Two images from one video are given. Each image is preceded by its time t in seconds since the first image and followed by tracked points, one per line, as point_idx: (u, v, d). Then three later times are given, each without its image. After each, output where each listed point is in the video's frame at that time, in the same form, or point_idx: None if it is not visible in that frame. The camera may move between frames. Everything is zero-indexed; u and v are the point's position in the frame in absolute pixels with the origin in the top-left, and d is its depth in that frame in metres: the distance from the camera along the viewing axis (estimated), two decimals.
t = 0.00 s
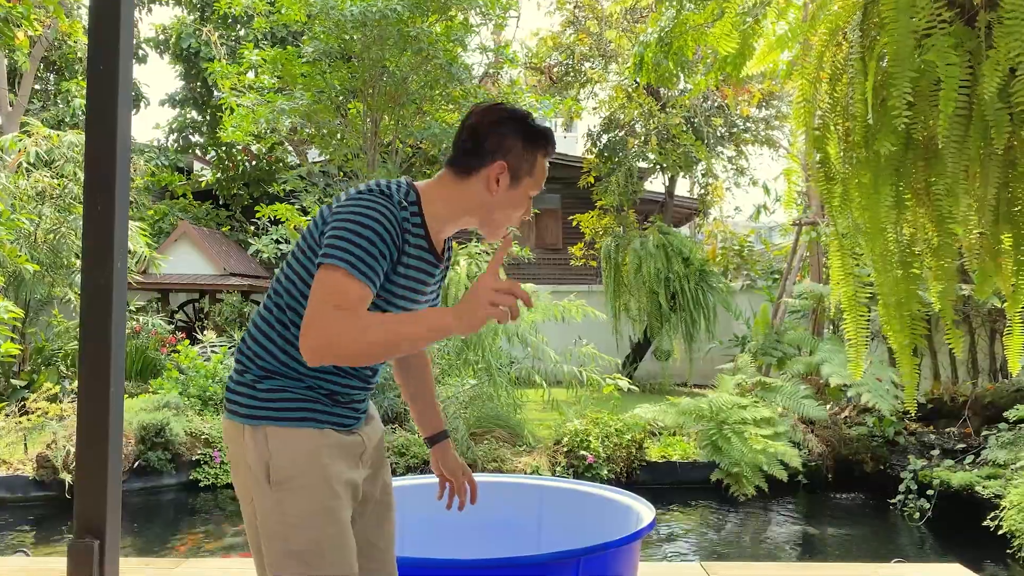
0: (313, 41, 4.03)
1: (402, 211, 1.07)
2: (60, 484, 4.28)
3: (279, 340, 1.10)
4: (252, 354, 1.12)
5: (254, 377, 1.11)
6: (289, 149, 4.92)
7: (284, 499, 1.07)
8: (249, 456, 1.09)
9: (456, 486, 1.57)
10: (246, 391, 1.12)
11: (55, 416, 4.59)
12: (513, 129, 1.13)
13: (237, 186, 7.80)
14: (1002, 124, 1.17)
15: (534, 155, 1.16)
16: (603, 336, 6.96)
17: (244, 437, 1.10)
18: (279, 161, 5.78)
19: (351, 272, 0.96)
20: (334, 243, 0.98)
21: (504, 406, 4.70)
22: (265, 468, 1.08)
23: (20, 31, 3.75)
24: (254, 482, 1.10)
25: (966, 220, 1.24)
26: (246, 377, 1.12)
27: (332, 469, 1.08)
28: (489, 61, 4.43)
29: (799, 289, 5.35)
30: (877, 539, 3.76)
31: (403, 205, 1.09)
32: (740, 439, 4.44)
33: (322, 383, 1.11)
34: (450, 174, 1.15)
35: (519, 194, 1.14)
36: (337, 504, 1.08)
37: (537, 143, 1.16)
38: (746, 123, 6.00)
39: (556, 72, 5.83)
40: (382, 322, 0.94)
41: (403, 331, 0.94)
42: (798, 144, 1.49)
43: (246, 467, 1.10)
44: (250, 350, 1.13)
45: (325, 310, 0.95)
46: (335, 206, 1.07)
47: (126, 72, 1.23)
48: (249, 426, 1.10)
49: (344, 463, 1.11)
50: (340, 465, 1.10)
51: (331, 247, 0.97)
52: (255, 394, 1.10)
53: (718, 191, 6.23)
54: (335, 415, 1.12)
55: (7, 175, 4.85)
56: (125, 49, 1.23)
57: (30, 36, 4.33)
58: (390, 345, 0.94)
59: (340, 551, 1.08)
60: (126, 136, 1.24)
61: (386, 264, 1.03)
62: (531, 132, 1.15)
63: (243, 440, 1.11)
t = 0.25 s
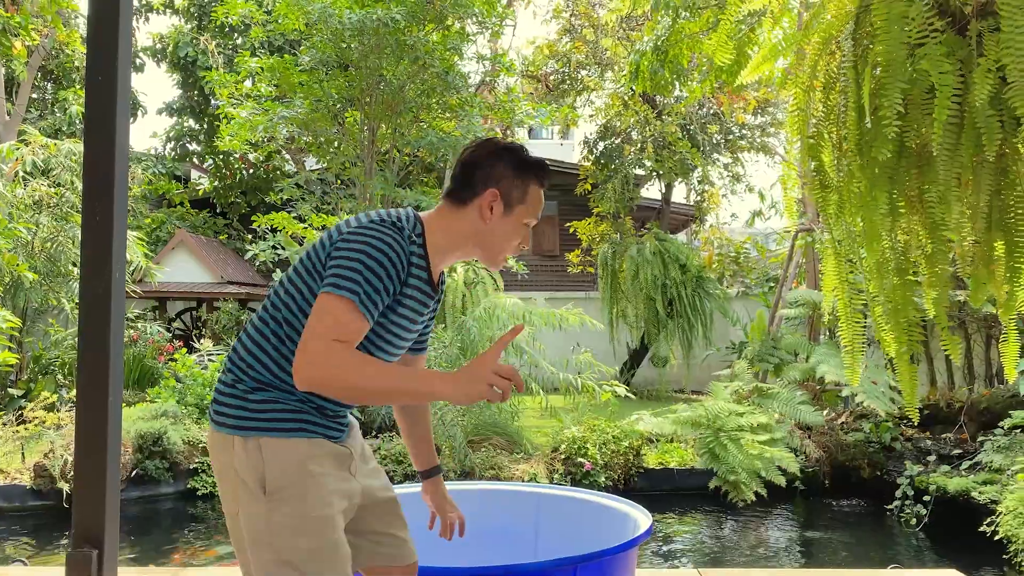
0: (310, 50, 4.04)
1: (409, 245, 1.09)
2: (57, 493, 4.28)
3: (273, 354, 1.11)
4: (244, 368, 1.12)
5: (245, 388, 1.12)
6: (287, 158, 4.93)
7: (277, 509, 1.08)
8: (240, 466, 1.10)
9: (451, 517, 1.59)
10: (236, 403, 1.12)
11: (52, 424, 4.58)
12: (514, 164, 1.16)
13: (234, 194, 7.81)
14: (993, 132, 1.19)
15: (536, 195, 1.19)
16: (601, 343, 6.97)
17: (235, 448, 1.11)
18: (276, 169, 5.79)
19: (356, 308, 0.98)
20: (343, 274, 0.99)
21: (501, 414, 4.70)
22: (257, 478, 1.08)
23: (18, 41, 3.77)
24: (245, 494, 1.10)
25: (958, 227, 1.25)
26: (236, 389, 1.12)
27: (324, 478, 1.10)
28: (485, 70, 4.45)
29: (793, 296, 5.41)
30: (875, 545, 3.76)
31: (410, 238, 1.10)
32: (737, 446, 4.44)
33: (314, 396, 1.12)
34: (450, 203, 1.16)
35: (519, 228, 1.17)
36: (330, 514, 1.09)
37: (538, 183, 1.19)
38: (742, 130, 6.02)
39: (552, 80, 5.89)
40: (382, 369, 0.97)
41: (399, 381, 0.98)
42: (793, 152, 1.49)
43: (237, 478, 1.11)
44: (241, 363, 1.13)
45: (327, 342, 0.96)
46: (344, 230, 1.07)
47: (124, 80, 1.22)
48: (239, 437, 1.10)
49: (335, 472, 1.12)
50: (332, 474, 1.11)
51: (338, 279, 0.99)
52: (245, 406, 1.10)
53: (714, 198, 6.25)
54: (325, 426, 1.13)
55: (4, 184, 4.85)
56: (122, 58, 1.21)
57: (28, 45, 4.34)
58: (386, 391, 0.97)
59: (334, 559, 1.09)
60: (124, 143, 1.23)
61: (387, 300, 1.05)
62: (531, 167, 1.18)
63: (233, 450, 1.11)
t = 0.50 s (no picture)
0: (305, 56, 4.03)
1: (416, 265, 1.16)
2: (53, 500, 4.27)
3: (271, 356, 1.17)
4: (246, 368, 1.18)
5: (243, 384, 1.17)
6: (283, 164, 4.93)
7: (263, 500, 1.11)
8: (232, 457, 1.14)
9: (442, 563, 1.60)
10: (233, 400, 1.17)
11: (48, 431, 4.57)
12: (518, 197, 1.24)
13: (231, 200, 7.81)
14: (987, 135, 1.19)
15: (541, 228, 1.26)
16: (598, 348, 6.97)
17: (226, 441, 1.16)
18: (273, 176, 5.79)
19: (356, 310, 1.03)
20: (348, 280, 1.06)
21: (498, 419, 4.71)
22: (247, 469, 1.13)
23: (15, 48, 3.77)
24: (233, 485, 1.14)
25: (953, 230, 1.26)
26: (234, 386, 1.18)
27: (310, 476, 1.14)
28: (481, 75, 4.46)
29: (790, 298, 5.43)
30: (872, 549, 3.76)
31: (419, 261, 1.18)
32: (734, 450, 4.44)
33: (307, 399, 1.17)
34: (461, 237, 1.26)
35: (522, 254, 1.23)
36: (314, 510, 1.13)
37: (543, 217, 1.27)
38: (738, 135, 6.04)
39: (548, 86, 5.90)
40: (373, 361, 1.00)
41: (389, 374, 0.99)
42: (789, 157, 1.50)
43: (226, 470, 1.15)
44: (242, 363, 1.19)
45: (325, 338, 1.01)
46: (358, 248, 1.16)
47: (120, 87, 1.22)
48: (231, 431, 1.16)
49: (322, 472, 1.17)
50: (318, 474, 1.16)
51: (343, 283, 1.05)
52: (241, 402, 1.16)
53: (711, 203, 6.26)
54: (314, 428, 1.18)
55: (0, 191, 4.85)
56: (118, 64, 1.21)
57: (24, 52, 4.34)
58: (376, 384, 0.99)
59: (315, 556, 1.12)
60: (121, 150, 1.23)
61: (390, 310, 1.10)
62: (535, 201, 1.26)
63: (225, 443, 1.16)
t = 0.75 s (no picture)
0: (303, 62, 4.04)
1: (422, 293, 1.22)
2: (50, 507, 4.25)
3: (278, 365, 1.24)
4: (256, 375, 1.26)
5: (252, 389, 1.25)
6: (281, 170, 4.93)
7: (263, 501, 1.20)
8: (237, 453, 1.23)
9: None
10: (243, 403, 1.25)
11: (46, 438, 4.56)
12: (522, 230, 1.27)
13: (228, 206, 7.81)
14: (981, 140, 1.19)
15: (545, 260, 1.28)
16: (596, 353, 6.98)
17: (234, 440, 1.24)
18: (270, 182, 5.79)
19: (362, 331, 1.10)
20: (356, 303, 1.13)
21: (496, 424, 4.71)
22: (248, 467, 1.21)
23: (13, 54, 3.77)
24: (238, 481, 1.24)
25: (949, 234, 1.26)
26: (244, 390, 1.26)
27: (309, 479, 1.22)
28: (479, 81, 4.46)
29: (788, 302, 5.42)
30: (870, 553, 3.76)
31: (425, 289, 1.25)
32: (731, 455, 4.45)
33: (310, 409, 1.24)
34: (470, 269, 1.31)
35: (522, 285, 1.25)
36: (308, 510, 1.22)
37: (548, 249, 1.28)
38: (735, 140, 6.05)
39: (546, 92, 5.92)
40: (375, 375, 1.05)
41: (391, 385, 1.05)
42: (786, 161, 1.51)
43: (233, 466, 1.24)
44: (254, 369, 1.26)
45: (331, 355, 1.08)
46: (369, 274, 1.22)
47: (118, 94, 1.23)
48: (238, 430, 1.24)
49: (322, 475, 1.24)
50: (318, 476, 1.23)
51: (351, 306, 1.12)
52: (248, 407, 1.24)
53: (707, 208, 6.27)
54: (316, 434, 1.25)
55: None
56: (116, 71, 1.22)
57: (22, 58, 4.34)
58: (378, 395, 1.05)
59: (311, 553, 1.22)
60: (119, 156, 1.23)
61: (395, 333, 1.16)
62: (539, 233, 1.28)
63: (233, 442, 1.25)
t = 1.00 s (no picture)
0: (300, 67, 4.04)
1: (423, 307, 1.23)
2: (47, 513, 4.24)
3: (283, 371, 1.29)
4: (263, 382, 1.31)
5: (258, 394, 1.31)
6: (278, 174, 4.93)
7: (264, 500, 1.25)
8: (243, 454, 1.29)
9: None
10: (250, 407, 1.31)
11: (42, 444, 4.55)
12: (522, 245, 1.28)
13: (225, 211, 7.81)
14: (977, 143, 1.19)
15: (544, 274, 1.29)
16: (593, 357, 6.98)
17: (239, 441, 1.30)
18: (267, 187, 5.80)
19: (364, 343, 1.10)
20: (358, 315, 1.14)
21: (494, 429, 4.71)
22: (252, 467, 1.26)
23: (9, 59, 3.77)
24: (242, 480, 1.29)
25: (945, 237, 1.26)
26: (251, 395, 1.32)
27: (308, 480, 1.27)
28: (475, 85, 4.47)
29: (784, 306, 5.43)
30: (869, 556, 3.76)
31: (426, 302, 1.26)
32: (729, 458, 4.44)
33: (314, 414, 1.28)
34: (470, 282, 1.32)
35: (521, 299, 1.26)
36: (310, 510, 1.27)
37: (547, 263, 1.30)
38: (731, 144, 6.06)
39: (542, 96, 5.94)
40: (378, 387, 1.05)
41: (394, 395, 1.05)
42: (782, 164, 1.51)
43: (238, 466, 1.30)
44: (261, 376, 1.32)
45: (333, 368, 1.09)
46: (373, 288, 1.25)
47: (114, 99, 1.22)
48: (243, 433, 1.30)
49: (323, 477, 1.29)
50: (317, 478, 1.28)
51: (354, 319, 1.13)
52: (254, 411, 1.29)
53: (704, 212, 6.27)
54: (319, 439, 1.29)
55: None
56: (113, 76, 1.22)
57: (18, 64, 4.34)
58: (380, 406, 1.05)
59: (308, 553, 1.26)
60: (114, 161, 1.23)
61: (397, 346, 1.17)
62: (539, 247, 1.29)
63: (238, 443, 1.31)
